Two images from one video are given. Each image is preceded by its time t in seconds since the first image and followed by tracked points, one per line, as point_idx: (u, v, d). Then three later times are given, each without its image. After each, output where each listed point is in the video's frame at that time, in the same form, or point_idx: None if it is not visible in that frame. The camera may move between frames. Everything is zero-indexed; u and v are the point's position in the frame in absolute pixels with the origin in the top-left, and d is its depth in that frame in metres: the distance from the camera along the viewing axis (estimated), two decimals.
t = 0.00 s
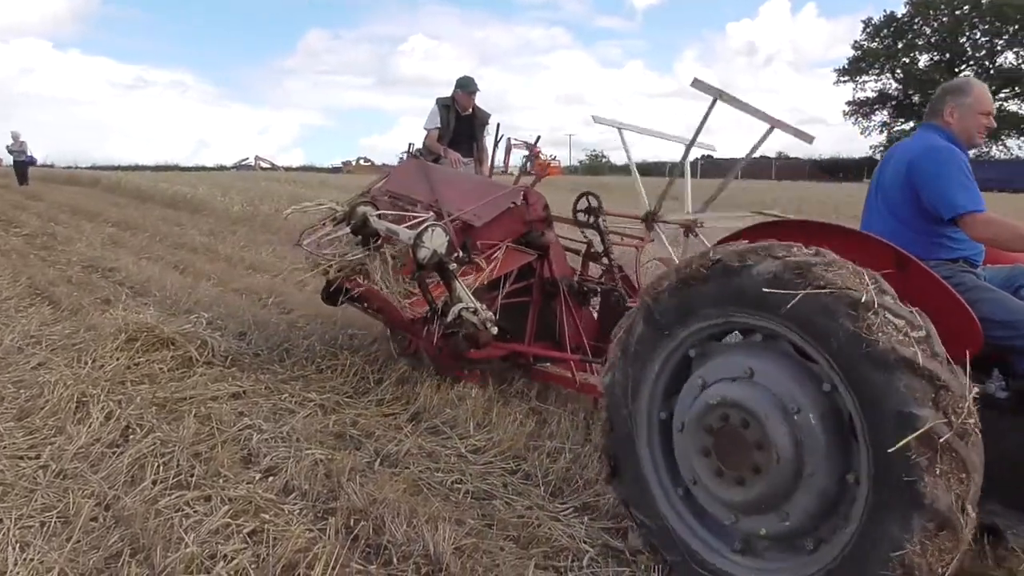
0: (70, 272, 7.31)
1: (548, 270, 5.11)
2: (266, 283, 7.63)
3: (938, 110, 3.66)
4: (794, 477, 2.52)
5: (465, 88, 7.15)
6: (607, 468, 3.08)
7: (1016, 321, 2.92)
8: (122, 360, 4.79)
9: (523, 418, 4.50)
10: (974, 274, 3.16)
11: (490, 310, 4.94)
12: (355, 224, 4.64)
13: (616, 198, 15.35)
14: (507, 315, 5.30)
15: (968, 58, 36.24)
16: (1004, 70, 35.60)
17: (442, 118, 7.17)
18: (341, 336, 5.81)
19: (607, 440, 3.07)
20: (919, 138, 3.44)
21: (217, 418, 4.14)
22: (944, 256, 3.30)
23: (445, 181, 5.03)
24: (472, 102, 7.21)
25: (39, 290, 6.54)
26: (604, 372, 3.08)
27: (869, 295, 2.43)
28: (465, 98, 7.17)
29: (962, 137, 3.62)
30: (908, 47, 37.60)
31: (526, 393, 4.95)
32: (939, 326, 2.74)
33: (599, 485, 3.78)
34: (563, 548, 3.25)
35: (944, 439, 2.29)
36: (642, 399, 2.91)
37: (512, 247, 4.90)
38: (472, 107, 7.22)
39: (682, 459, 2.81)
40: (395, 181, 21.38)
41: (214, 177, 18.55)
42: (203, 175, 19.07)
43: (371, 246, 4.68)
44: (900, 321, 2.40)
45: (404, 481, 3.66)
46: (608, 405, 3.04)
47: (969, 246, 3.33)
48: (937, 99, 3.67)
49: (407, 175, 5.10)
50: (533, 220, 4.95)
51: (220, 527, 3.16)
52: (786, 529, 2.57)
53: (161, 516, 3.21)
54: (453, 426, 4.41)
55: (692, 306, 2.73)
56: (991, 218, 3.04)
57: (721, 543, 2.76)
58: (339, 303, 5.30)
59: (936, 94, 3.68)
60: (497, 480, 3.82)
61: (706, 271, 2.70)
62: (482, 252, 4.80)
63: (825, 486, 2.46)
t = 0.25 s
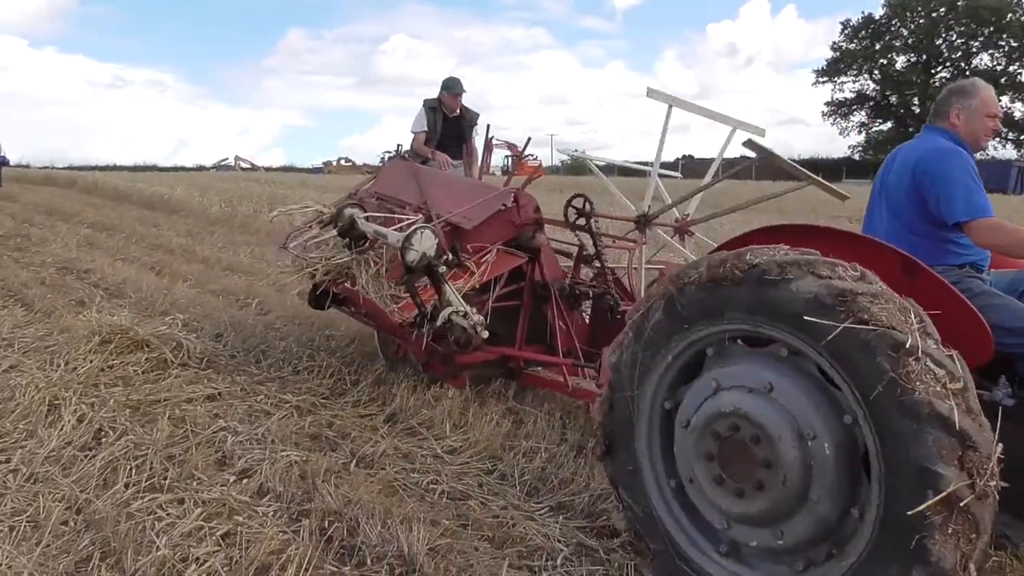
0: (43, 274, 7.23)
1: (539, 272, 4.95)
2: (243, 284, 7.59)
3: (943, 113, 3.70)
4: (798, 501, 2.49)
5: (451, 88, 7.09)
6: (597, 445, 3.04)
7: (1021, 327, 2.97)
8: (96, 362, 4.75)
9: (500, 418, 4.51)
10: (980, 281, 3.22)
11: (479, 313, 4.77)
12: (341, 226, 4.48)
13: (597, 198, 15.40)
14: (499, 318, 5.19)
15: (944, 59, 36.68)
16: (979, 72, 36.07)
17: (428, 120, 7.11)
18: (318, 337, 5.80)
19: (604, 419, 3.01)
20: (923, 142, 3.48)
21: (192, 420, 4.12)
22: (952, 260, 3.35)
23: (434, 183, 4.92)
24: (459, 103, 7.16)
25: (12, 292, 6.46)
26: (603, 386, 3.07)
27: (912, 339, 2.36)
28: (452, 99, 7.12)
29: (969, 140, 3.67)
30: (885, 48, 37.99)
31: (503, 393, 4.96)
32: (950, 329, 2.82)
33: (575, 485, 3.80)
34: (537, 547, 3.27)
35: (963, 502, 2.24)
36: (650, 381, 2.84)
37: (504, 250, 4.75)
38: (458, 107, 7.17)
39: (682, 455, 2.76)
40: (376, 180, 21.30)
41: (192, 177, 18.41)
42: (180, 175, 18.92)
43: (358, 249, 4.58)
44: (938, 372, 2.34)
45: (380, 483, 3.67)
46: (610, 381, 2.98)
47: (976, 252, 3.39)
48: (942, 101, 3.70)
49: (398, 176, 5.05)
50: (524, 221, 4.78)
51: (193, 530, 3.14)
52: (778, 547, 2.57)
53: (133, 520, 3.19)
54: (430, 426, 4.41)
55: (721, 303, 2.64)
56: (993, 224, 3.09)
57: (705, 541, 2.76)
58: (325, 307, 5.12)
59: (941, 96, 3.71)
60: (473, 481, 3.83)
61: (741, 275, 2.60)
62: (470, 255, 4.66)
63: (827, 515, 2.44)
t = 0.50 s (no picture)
0: (23, 274, 7.17)
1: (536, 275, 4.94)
2: (226, 285, 7.56)
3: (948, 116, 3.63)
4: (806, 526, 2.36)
5: (445, 89, 6.90)
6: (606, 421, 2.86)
7: None
8: (75, 363, 4.72)
9: (481, 418, 4.52)
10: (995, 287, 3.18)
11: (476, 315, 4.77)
12: (335, 228, 4.49)
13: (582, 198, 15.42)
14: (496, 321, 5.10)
15: (926, 62, 37.05)
16: (960, 74, 36.45)
17: (421, 121, 6.96)
18: (300, 337, 5.79)
19: (614, 399, 2.83)
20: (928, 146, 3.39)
21: (172, 421, 4.11)
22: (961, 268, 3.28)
23: (429, 185, 4.97)
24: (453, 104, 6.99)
25: None
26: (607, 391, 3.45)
27: (961, 390, 2.15)
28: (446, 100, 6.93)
29: (975, 142, 3.59)
30: (868, 51, 38.31)
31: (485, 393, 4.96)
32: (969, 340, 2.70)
33: (555, 484, 3.82)
34: (517, 546, 3.28)
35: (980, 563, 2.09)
36: (670, 370, 2.65)
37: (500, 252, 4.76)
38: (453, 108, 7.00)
39: (690, 450, 2.63)
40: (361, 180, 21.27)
41: (175, 177, 18.30)
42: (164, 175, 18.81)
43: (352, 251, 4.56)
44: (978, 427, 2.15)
45: (361, 482, 3.67)
46: (631, 357, 2.78)
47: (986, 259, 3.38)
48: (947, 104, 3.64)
49: (393, 180, 5.09)
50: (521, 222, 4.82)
51: (172, 530, 3.14)
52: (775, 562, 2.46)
53: (111, 521, 3.18)
54: (411, 426, 4.42)
55: (759, 304, 2.43)
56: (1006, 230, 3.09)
57: (699, 536, 2.66)
58: (318, 309, 5.07)
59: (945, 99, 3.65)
60: (453, 480, 3.84)
61: (787, 283, 2.38)
62: (466, 256, 4.67)
63: (834, 542, 2.32)
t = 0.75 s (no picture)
0: (2, 271, 7.12)
1: (536, 278, 4.83)
2: (208, 283, 7.54)
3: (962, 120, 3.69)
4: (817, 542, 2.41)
5: (439, 86, 6.72)
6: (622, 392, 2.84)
7: None
8: (55, 361, 4.70)
9: (463, 415, 4.54)
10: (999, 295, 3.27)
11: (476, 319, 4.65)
12: (334, 229, 4.30)
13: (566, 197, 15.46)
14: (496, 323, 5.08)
15: (908, 63, 37.40)
16: (942, 76, 36.81)
17: (416, 118, 6.73)
18: (283, 335, 5.80)
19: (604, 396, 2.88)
20: (943, 149, 3.46)
21: (153, 418, 4.10)
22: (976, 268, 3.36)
23: (428, 185, 4.91)
24: (447, 102, 6.80)
25: None
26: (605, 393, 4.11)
27: (1012, 456, 2.15)
28: (440, 98, 6.74)
29: (986, 145, 3.67)
30: (851, 52, 38.61)
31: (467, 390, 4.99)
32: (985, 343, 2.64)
33: (536, 480, 3.86)
34: (497, 541, 3.32)
35: None
36: (706, 359, 2.61)
37: (501, 255, 4.65)
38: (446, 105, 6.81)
39: (708, 443, 2.63)
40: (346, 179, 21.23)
41: (158, 174, 18.20)
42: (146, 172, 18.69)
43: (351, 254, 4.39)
44: None
45: (342, 479, 3.69)
46: (659, 334, 2.75)
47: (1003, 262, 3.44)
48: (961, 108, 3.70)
49: (392, 180, 5.04)
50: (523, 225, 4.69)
51: (152, 526, 3.14)
52: (773, 567, 2.52)
53: (90, 517, 3.18)
54: (393, 424, 4.44)
55: (813, 319, 2.40)
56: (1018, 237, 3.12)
57: (696, 525, 2.70)
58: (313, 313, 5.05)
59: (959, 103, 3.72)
60: (435, 477, 3.86)
61: (850, 305, 2.34)
62: (467, 259, 4.58)
63: (839, 562, 2.39)
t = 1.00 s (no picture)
0: None
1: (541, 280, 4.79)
2: (196, 281, 7.53)
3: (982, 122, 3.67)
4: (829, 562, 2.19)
5: (435, 83, 6.69)
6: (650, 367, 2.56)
7: None
8: (41, 358, 4.69)
9: (451, 412, 4.55)
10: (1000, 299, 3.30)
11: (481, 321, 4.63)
12: (336, 230, 4.12)
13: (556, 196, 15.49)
14: (499, 323, 5.07)
15: (896, 64, 37.61)
16: (930, 77, 37.07)
17: (413, 115, 6.69)
18: (271, 333, 5.80)
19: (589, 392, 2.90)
20: (968, 151, 3.44)
21: (140, 416, 4.10)
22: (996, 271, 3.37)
23: (432, 185, 4.86)
24: (444, 99, 6.73)
25: None
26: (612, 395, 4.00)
27: None
28: (436, 94, 6.68)
29: (1010, 147, 3.65)
30: (840, 53, 38.80)
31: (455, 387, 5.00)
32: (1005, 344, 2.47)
33: (523, 477, 3.88)
34: (484, 537, 3.34)
35: None
36: (751, 350, 2.31)
37: (505, 256, 4.60)
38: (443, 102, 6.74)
39: (732, 437, 2.36)
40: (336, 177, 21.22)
41: (147, 172, 18.13)
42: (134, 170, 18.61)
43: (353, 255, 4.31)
44: None
45: (329, 476, 3.70)
46: (706, 316, 2.42)
47: None
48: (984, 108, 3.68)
49: (395, 181, 5.00)
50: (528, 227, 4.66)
51: (139, 523, 3.15)
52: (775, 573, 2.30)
53: (77, 514, 3.18)
54: (381, 421, 4.45)
55: (875, 335, 2.09)
56: None
57: (706, 515, 2.45)
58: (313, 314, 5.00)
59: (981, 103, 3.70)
60: (422, 474, 3.87)
61: (918, 335, 2.03)
62: (471, 261, 4.52)
63: None
